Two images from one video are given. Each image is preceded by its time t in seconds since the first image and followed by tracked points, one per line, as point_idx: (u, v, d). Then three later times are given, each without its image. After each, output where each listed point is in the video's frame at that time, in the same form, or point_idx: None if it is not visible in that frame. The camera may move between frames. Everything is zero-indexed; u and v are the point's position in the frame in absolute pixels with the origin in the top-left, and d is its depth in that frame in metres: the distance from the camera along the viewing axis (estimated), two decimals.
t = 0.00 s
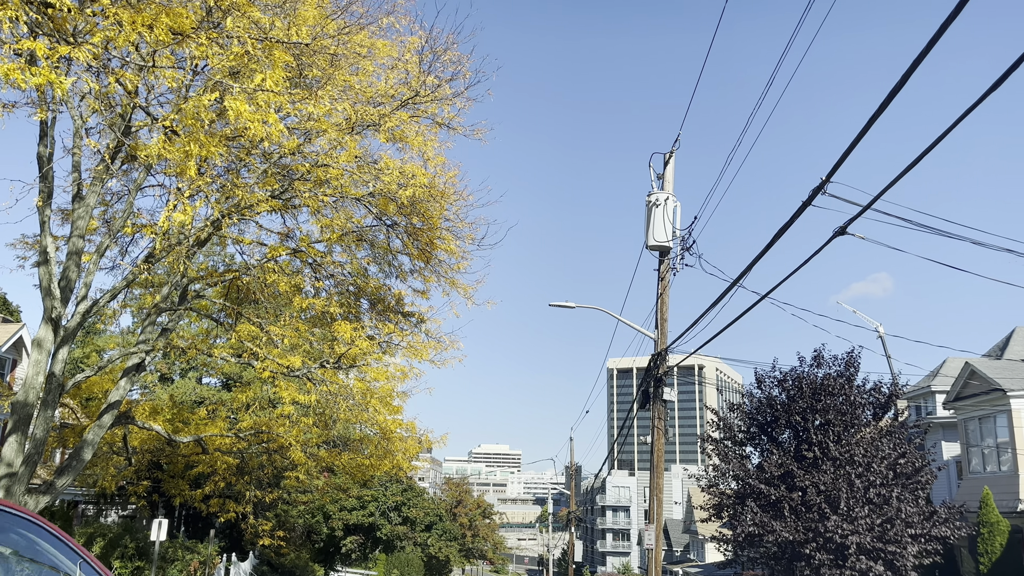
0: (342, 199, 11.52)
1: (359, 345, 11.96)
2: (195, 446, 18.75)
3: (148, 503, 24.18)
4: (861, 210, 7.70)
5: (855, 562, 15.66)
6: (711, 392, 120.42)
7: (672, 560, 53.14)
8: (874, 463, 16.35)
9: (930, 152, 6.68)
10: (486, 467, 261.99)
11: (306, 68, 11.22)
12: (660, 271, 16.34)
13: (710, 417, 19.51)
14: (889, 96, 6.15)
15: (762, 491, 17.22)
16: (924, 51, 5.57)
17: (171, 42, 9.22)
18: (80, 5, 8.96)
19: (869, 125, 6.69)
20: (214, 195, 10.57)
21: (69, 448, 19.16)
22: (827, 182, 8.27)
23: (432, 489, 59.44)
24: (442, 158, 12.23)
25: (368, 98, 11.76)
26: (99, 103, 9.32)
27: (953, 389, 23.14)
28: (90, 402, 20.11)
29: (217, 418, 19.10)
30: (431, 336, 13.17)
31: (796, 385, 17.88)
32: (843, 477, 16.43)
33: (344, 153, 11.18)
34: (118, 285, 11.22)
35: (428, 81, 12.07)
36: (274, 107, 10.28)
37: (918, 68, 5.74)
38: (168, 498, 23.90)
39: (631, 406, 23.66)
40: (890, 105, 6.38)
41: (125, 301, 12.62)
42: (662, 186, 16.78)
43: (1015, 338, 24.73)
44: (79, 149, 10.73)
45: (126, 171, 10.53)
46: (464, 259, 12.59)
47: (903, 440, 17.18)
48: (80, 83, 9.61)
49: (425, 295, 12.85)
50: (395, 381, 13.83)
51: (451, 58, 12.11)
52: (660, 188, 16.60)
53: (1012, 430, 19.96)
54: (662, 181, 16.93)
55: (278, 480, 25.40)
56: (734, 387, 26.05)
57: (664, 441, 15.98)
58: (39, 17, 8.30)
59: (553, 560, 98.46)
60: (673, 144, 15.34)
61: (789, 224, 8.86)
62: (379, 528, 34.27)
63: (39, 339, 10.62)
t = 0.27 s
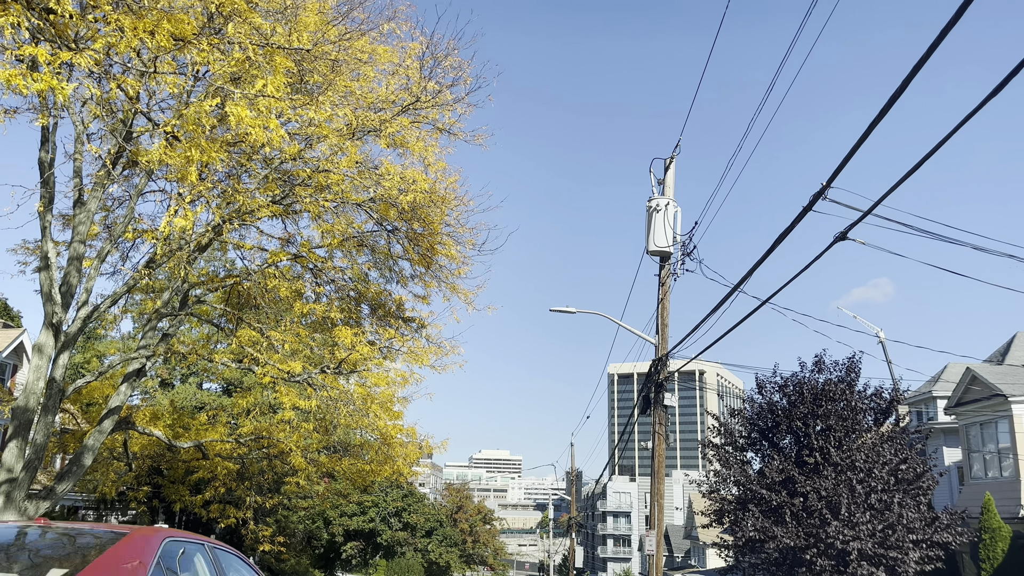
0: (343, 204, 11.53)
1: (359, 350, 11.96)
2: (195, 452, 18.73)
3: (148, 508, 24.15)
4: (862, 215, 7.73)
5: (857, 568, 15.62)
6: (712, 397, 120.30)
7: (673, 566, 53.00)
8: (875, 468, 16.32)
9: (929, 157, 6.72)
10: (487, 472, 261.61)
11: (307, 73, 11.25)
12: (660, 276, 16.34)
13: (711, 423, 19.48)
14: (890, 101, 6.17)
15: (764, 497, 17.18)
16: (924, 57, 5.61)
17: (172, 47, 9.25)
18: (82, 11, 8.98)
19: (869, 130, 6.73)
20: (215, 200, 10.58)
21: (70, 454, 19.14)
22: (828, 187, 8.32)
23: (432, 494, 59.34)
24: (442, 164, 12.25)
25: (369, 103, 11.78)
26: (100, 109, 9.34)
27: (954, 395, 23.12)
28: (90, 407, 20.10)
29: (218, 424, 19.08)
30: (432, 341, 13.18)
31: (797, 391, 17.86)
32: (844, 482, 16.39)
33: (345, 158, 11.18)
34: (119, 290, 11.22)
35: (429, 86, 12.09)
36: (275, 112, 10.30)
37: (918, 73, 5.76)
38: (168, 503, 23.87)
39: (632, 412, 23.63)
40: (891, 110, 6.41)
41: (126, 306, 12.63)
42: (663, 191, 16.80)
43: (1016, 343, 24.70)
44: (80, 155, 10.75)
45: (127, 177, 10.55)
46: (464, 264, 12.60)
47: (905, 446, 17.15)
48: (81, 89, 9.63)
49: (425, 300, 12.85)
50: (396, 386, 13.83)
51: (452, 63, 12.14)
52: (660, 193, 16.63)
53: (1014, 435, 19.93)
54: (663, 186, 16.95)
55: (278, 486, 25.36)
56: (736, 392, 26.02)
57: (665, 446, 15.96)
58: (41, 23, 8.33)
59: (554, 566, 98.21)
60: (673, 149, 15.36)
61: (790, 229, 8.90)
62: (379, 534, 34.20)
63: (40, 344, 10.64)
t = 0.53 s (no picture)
0: (344, 208, 11.55)
1: (360, 353, 11.95)
2: (195, 455, 18.72)
3: (148, 512, 24.11)
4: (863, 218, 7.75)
5: (858, 571, 15.60)
6: (712, 400, 120.19)
7: (674, 570, 52.90)
8: (876, 472, 16.30)
9: (929, 161, 6.74)
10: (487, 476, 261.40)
11: (308, 77, 11.27)
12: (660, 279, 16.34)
13: (711, 426, 19.46)
14: (890, 104, 6.19)
15: (765, 500, 17.15)
16: (923, 61, 5.63)
17: (173, 51, 9.27)
18: (83, 16, 9.00)
19: (869, 133, 6.76)
20: (216, 204, 10.60)
21: (70, 458, 19.13)
22: (828, 190, 8.34)
23: (433, 498, 59.27)
24: (443, 168, 12.27)
25: (370, 107, 11.80)
26: (101, 113, 9.36)
27: (955, 398, 23.09)
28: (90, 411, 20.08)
29: (218, 428, 19.07)
30: (432, 345, 13.18)
31: (798, 394, 17.84)
32: (845, 486, 16.37)
33: (345, 162, 11.18)
34: (119, 293, 11.23)
35: (430, 90, 12.12)
36: (276, 116, 10.31)
37: (918, 77, 5.79)
38: (168, 507, 23.83)
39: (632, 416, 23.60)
40: (890, 114, 6.43)
41: (126, 310, 12.63)
42: (663, 194, 16.81)
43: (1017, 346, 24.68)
44: (81, 159, 10.76)
45: (128, 181, 10.57)
46: (465, 268, 12.61)
47: (906, 449, 17.13)
48: (83, 93, 9.64)
49: (426, 303, 12.86)
50: (396, 390, 13.83)
51: (453, 67, 12.16)
52: (661, 196, 16.64)
53: (1015, 439, 19.90)
54: (663, 190, 16.96)
55: (278, 490, 25.34)
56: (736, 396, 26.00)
57: (666, 450, 15.93)
58: (43, 27, 8.35)
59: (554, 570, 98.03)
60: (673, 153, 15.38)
61: (790, 232, 8.92)
62: (379, 538, 34.14)
63: (40, 348, 10.63)
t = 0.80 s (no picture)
0: (344, 209, 11.56)
1: (360, 354, 11.96)
2: (196, 457, 18.73)
3: (149, 513, 24.12)
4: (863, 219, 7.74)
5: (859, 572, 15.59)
6: (713, 401, 120.14)
7: (675, 571, 52.86)
8: (877, 472, 16.28)
9: (929, 161, 6.74)
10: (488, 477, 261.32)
11: (308, 78, 11.28)
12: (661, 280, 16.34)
13: (712, 427, 19.45)
14: (890, 105, 6.19)
15: (766, 501, 17.14)
16: (923, 61, 5.63)
17: (173, 53, 9.28)
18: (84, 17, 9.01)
19: (869, 134, 6.76)
20: (216, 205, 10.60)
21: (71, 459, 19.14)
22: (828, 191, 8.33)
23: (434, 499, 59.27)
24: (443, 169, 12.27)
25: (370, 108, 11.81)
26: (101, 114, 9.37)
27: (956, 399, 23.07)
28: (91, 412, 20.10)
29: (219, 429, 19.08)
30: (433, 346, 13.18)
31: (798, 395, 17.83)
32: (846, 486, 16.36)
33: (345, 163, 11.18)
34: (120, 295, 11.23)
35: (430, 91, 12.13)
36: (276, 117, 10.32)
37: (918, 78, 5.79)
38: (169, 508, 23.83)
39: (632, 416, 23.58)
40: (890, 114, 6.44)
41: (127, 312, 12.63)
42: (663, 195, 16.82)
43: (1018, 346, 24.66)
44: (82, 160, 10.77)
45: (129, 182, 10.58)
46: (465, 269, 12.61)
47: (907, 449, 17.11)
48: (83, 94, 9.65)
49: (426, 305, 12.86)
50: (397, 391, 13.83)
51: (453, 68, 12.17)
52: (661, 197, 16.65)
53: (1016, 439, 19.88)
54: (663, 190, 16.97)
55: (279, 491, 25.34)
56: (737, 397, 25.98)
57: (666, 450, 15.91)
58: (43, 29, 8.36)
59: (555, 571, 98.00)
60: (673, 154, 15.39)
61: (791, 233, 8.91)
62: (380, 539, 34.14)
63: (40, 349, 10.63)
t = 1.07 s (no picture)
0: (344, 208, 11.56)
1: (360, 354, 11.96)
2: (197, 456, 18.73)
3: (150, 513, 24.15)
4: (864, 219, 7.73)
5: (860, 570, 15.59)
6: (713, 399, 120.12)
7: (676, 569, 52.84)
8: (878, 471, 16.28)
9: (930, 159, 6.73)
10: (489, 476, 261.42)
11: (308, 78, 11.28)
12: (661, 279, 16.34)
13: (712, 425, 19.46)
14: (890, 104, 6.19)
15: (766, 500, 17.13)
16: (924, 59, 5.62)
17: (173, 52, 9.27)
18: (83, 17, 9.00)
19: (869, 133, 6.76)
20: (216, 205, 10.60)
21: (72, 459, 19.17)
22: (828, 190, 8.33)
23: (434, 499, 59.31)
24: (443, 168, 12.27)
25: (370, 108, 11.81)
26: (101, 114, 9.37)
27: (956, 397, 23.06)
28: (92, 412, 20.10)
29: (220, 428, 19.10)
30: (433, 345, 13.18)
31: (799, 394, 17.82)
32: (847, 485, 16.36)
33: (345, 162, 11.17)
34: (120, 294, 11.23)
35: (429, 90, 12.12)
36: (276, 117, 10.31)
37: (917, 77, 5.79)
38: (170, 508, 23.86)
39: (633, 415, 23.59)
40: (890, 114, 6.44)
41: (127, 311, 12.64)
42: (663, 194, 16.81)
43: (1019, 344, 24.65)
44: (82, 160, 10.77)
45: (128, 182, 10.58)
46: (466, 268, 12.60)
47: (907, 448, 17.11)
48: (83, 94, 9.64)
49: (426, 304, 12.85)
50: (397, 390, 13.84)
51: (452, 67, 12.16)
52: (661, 196, 16.66)
53: (1016, 437, 19.88)
54: (663, 189, 16.97)
55: (280, 491, 25.37)
56: (737, 395, 25.97)
57: (667, 449, 15.91)
58: (42, 29, 8.35)
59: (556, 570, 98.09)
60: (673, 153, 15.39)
61: (791, 232, 8.90)
62: (381, 538, 34.18)
63: (41, 349, 10.64)
